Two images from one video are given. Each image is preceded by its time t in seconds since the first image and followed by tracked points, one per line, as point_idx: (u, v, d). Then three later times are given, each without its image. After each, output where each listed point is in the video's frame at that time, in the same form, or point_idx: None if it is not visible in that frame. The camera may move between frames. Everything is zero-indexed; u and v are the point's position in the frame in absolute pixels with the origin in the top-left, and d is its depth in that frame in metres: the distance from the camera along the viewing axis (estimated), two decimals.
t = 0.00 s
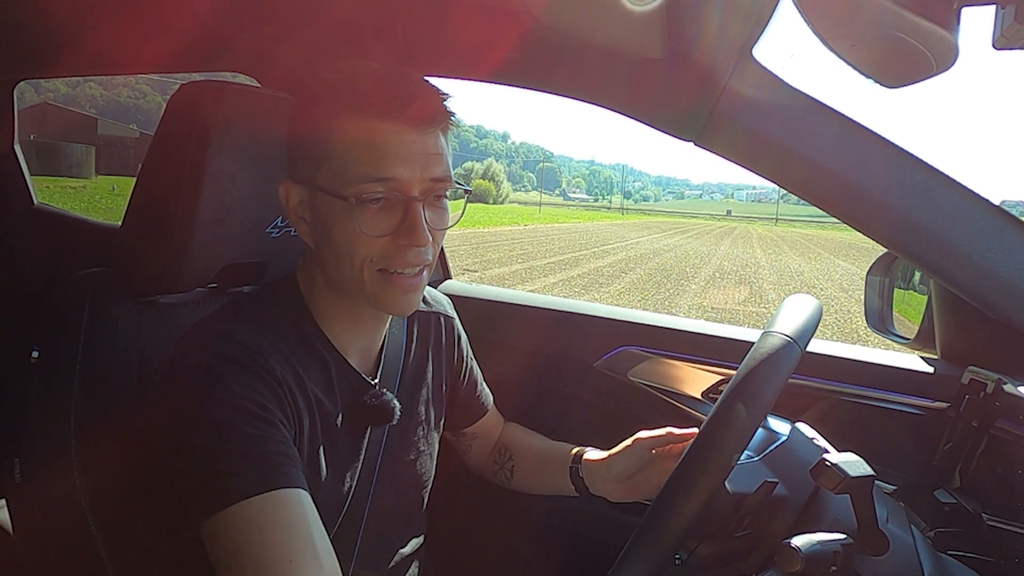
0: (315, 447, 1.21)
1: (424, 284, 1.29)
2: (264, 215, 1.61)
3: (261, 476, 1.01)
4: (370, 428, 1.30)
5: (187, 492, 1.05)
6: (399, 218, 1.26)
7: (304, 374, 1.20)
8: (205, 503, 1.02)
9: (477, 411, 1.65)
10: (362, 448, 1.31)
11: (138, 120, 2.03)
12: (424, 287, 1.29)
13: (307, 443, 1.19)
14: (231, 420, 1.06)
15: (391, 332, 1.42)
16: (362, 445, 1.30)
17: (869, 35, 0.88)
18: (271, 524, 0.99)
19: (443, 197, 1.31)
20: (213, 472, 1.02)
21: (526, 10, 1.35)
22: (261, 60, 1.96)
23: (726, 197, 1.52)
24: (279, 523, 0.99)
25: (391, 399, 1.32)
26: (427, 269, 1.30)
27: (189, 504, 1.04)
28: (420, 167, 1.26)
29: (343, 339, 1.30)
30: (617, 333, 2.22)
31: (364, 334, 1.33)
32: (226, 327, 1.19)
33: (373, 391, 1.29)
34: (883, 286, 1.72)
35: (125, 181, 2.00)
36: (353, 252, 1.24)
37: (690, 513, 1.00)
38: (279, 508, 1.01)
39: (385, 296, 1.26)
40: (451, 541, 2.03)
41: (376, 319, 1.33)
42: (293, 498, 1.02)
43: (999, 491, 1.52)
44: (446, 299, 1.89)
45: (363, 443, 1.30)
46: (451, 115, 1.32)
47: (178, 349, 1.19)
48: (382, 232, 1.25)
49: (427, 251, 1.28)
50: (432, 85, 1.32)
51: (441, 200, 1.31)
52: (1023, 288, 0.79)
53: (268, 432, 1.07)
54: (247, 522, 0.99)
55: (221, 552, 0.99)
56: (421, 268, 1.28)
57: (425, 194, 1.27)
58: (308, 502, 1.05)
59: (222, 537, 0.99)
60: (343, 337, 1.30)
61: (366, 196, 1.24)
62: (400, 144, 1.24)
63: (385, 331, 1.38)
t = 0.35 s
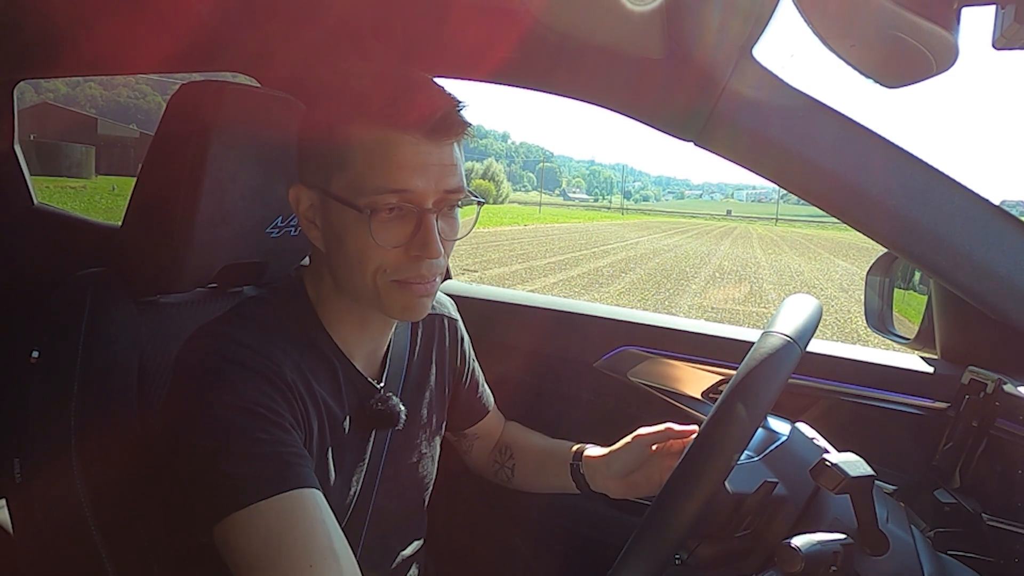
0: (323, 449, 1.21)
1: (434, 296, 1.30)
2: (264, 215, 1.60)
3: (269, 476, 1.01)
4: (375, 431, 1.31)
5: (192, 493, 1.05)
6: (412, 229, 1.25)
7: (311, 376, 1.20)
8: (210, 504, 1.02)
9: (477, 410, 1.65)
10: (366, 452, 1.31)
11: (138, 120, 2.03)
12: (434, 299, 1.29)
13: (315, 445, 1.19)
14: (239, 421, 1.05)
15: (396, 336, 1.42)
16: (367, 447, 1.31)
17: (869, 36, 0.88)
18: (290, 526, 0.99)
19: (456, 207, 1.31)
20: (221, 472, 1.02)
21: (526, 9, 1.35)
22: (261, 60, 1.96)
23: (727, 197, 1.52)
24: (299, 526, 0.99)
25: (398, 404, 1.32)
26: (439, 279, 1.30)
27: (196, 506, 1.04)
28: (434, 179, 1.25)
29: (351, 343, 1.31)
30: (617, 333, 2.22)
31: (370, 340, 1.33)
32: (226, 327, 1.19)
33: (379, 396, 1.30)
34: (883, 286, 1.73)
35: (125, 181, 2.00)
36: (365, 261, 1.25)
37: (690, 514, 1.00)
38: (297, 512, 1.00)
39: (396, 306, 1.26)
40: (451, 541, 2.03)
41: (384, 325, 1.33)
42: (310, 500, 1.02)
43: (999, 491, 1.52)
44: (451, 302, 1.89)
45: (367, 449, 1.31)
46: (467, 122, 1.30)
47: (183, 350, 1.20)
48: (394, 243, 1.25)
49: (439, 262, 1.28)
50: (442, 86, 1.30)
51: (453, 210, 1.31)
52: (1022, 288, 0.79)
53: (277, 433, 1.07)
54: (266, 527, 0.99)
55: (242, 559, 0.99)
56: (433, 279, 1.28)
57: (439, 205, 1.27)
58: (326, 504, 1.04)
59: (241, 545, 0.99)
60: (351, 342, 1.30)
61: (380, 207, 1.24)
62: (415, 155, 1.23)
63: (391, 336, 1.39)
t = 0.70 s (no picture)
0: (323, 449, 1.21)
1: (431, 290, 1.30)
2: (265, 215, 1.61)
3: (270, 474, 1.01)
4: (375, 431, 1.31)
5: (192, 493, 1.04)
6: (406, 223, 1.26)
7: (311, 376, 1.20)
8: (212, 501, 1.02)
9: (477, 410, 1.65)
10: (365, 452, 1.31)
11: (139, 120, 2.03)
12: (431, 293, 1.29)
13: (316, 445, 1.19)
14: (240, 419, 1.06)
15: (395, 335, 1.42)
16: (366, 447, 1.31)
17: (869, 35, 0.89)
18: (293, 524, 0.99)
19: (452, 201, 1.31)
20: (222, 471, 1.02)
21: (526, 10, 1.35)
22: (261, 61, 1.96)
23: (726, 197, 1.52)
24: (301, 524, 0.99)
25: (397, 403, 1.32)
26: (435, 273, 1.30)
27: (195, 506, 1.04)
28: (429, 173, 1.26)
29: (350, 342, 1.31)
30: (617, 333, 2.22)
31: (369, 340, 1.33)
32: (226, 327, 1.19)
33: (379, 396, 1.30)
34: (883, 285, 1.73)
35: (125, 181, 2.01)
36: (359, 255, 1.25)
37: (691, 514, 1.00)
38: (300, 510, 1.01)
39: (392, 300, 1.25)
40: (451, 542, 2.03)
41: (382, 323, 1.33)
42: (314, 499, 1.03)
43: (999, 491, 1.52)
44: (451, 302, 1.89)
45: (366, 448, 1.31)
46: (460, 117, 1.30)
47: (183, 350, 1.20)
48: (390, 237, 1.25)
49: (435, 256, 1.28)
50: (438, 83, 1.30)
51: (449, 205, 1.31)
52: None
53: (279, 431, 1.07)
54: (269, 525, 0.99)
55: (244, 560, 0.98)
56: (429, 273, 1.28)
57: (434, 199, 1.27)
58: (329, 504, 1.05)
59: (245, 545, 0.98)
60: (351, 343, 1.31)
61: (373, 201, 1.24)
62: (410, 149, 1.24)
63: (391, 334, 1.39)
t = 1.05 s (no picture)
0: (323, 449, 1.21)
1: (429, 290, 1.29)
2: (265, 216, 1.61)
3: (270, 475, 1.01)
4: (375, 431, 1.31)
5: (193, 493, 1.04)
6: (404, 225, 1.26)
7: (311, 375, 1.20)
8: (212, 502, 1.02)
9: (477, 411, 1.65)
10: (365, 452, 1.31)
11: (138, 119, 2.03)
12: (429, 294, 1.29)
13: (317, 445, 1.19)
14: (241, 419, 1.06)
15: (395, 335, 1.42)
16: (366, 447, 1.31)
17: (868, 36, 0.89)
18: (296, 525, 0.99)
19: (450, 202, 1.31)
20: (223, 471, 1.02)
21: (526, 10, 1.35)
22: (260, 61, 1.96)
23: (726, 197, 1.52)
24: (302, 525, 0.99)
25: (397, 404, 1.32)
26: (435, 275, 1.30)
27: (195, 505, 1.04)
28: (426, 175, 1.25)
29: (350, 342, 1.31)
30: (617, 333, 2.23)
31: (369, 340, 1.33)
32: (227, 327, 1.19)
33: (379, 396, 1.30)
34: (883, 285, 1.73)
35: (125, 181, 2.01)
36: (358, 258, 1.25)
37: (691, 514, 1.00)
38: (302, 511, 1.01)
39: (391, 302, 1.25)
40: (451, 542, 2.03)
41: (382, 324, 1.33)
42: (315, 500, 1.03)
43: (1000, 491, 1.52)
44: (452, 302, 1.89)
45: (366, 448, 1.31)
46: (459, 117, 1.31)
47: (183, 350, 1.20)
48: (387, 239, 1.25)
49: (433, 257, 1.28)
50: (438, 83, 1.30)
51: (447, 206, 1.31)
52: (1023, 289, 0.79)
53: (280, 433, 1.07)
54: (271, 526, 0.99)
55: (245, 561, 0.98)
56: (428, 274, 1.28)
57: (431, 201, 1.27)
58: (330, 506, 1.05)
59: (247, 548, 0.98)
60: (351, 343, 1.31)
61: (369, 204, 1.24)
62: (407, 151, 1.24)
63: (391, 335, 1.39)
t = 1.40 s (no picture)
0: (323, 449, 1.21)
1: (433, 290, 1.29)
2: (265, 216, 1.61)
3: (271, 475, 1.01)
4: (375, 432, 1.31)
5: (192, 492, 1.04)
6: (404, 224, 1.25)
7: (311, 375, 1.20)
8: (212, 502, 1.02)
9: (477, 411, 1.65)
10: (365, 452, 1.31)
11: (138, 120, 2.03)
12: (433, 294, 1.29)
13: (316, 445, 1.19)
14: (240, 420, 1.06)
15: (395, 335, 1.42)
16: (366, 446, 1.31)
17: (869, 36, 0.89)
18: (296, 524, 0.99)
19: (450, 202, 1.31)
20: (223, 472, 1.02)
21: (526, 10, 1.35)
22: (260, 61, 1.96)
23: (726, 197, 1.52)
24: (302, 526, 0.99)
25: (397, 404, 1.32)
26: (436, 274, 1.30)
27: (195, 505, 1.04)
28: (426, 175, 1.25)
29: (351, 342, 1.31)
30: (617, 333, 2.23)
31: (370, 340, 1.33)
32: (226, 327, 1.19)
33: (378, 397, 1.29)
34: (883, 285, 1.73)
35: (125, 181, 2.01)
36: (358, 258, 1.25)
37: (691, 513, 1.00)
38: (303, 511, 1.01)
39: (391, 302, 1.25)
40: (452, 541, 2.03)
41: (382, 324, 1.33)
42: (315, 500, 1.03)
43: (1000, 490, 1.52)
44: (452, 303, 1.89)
45: (366, 448, 1.31)
46: (460, 118, 1.31)
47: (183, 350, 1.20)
48: (386, 239, 1.25)
49: (433, 256, 1.28)
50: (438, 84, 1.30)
51: (447, 206, 1.31)
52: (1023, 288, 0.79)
53: (280, 433, 1.07)
54: (272, 525, 0.99)
55: (245, 561, 0.98)
56: (429, 274, 1.27)
57: (431, 200, 1.27)
58: (330, 507, 1.05)
59: (247, 548, 0.98)
60: (351, 344, 1.31)
61: (369, 203, 1.24)
62: (407, 151, 1.24)
63: (391, 335, 1.39)
